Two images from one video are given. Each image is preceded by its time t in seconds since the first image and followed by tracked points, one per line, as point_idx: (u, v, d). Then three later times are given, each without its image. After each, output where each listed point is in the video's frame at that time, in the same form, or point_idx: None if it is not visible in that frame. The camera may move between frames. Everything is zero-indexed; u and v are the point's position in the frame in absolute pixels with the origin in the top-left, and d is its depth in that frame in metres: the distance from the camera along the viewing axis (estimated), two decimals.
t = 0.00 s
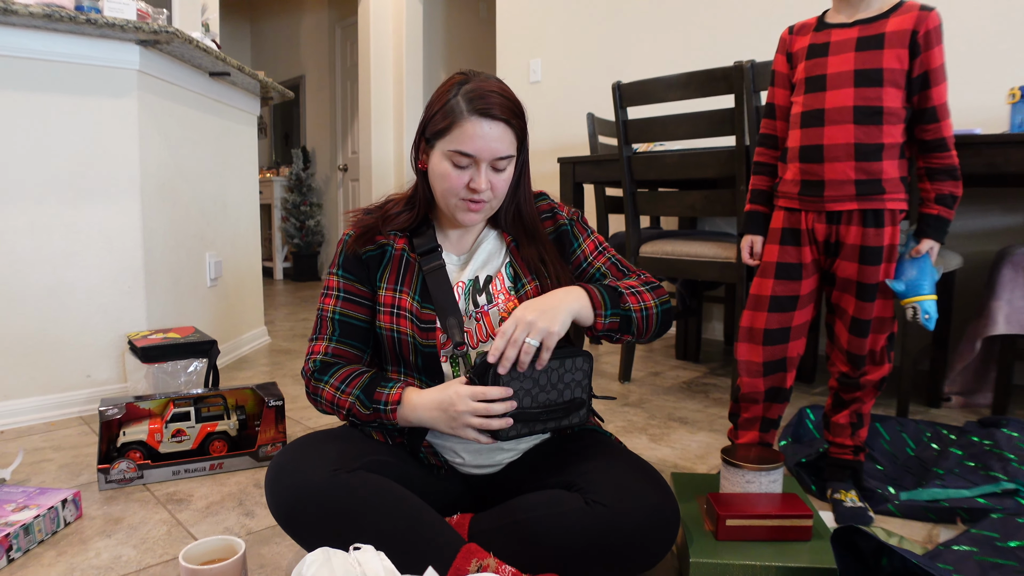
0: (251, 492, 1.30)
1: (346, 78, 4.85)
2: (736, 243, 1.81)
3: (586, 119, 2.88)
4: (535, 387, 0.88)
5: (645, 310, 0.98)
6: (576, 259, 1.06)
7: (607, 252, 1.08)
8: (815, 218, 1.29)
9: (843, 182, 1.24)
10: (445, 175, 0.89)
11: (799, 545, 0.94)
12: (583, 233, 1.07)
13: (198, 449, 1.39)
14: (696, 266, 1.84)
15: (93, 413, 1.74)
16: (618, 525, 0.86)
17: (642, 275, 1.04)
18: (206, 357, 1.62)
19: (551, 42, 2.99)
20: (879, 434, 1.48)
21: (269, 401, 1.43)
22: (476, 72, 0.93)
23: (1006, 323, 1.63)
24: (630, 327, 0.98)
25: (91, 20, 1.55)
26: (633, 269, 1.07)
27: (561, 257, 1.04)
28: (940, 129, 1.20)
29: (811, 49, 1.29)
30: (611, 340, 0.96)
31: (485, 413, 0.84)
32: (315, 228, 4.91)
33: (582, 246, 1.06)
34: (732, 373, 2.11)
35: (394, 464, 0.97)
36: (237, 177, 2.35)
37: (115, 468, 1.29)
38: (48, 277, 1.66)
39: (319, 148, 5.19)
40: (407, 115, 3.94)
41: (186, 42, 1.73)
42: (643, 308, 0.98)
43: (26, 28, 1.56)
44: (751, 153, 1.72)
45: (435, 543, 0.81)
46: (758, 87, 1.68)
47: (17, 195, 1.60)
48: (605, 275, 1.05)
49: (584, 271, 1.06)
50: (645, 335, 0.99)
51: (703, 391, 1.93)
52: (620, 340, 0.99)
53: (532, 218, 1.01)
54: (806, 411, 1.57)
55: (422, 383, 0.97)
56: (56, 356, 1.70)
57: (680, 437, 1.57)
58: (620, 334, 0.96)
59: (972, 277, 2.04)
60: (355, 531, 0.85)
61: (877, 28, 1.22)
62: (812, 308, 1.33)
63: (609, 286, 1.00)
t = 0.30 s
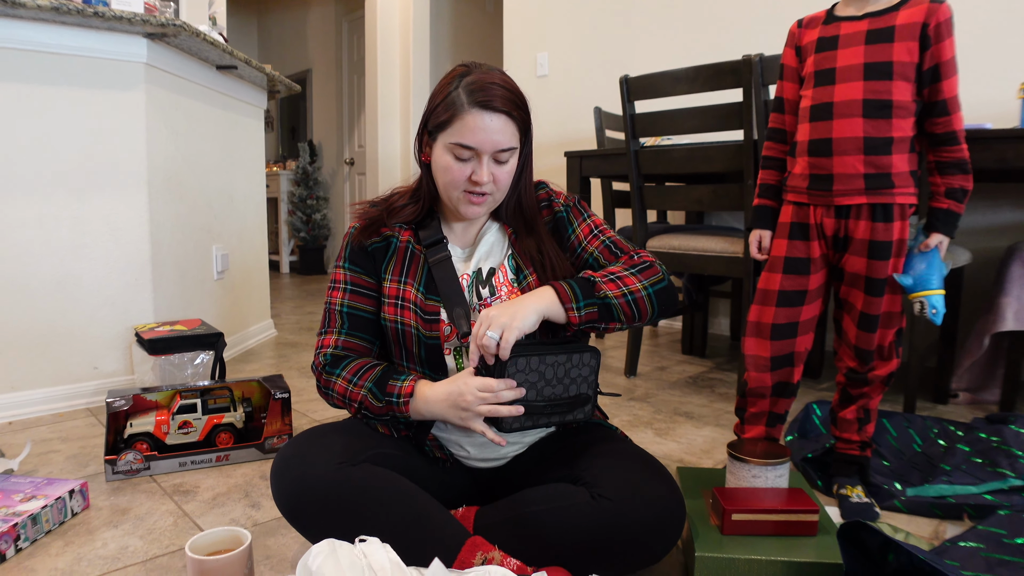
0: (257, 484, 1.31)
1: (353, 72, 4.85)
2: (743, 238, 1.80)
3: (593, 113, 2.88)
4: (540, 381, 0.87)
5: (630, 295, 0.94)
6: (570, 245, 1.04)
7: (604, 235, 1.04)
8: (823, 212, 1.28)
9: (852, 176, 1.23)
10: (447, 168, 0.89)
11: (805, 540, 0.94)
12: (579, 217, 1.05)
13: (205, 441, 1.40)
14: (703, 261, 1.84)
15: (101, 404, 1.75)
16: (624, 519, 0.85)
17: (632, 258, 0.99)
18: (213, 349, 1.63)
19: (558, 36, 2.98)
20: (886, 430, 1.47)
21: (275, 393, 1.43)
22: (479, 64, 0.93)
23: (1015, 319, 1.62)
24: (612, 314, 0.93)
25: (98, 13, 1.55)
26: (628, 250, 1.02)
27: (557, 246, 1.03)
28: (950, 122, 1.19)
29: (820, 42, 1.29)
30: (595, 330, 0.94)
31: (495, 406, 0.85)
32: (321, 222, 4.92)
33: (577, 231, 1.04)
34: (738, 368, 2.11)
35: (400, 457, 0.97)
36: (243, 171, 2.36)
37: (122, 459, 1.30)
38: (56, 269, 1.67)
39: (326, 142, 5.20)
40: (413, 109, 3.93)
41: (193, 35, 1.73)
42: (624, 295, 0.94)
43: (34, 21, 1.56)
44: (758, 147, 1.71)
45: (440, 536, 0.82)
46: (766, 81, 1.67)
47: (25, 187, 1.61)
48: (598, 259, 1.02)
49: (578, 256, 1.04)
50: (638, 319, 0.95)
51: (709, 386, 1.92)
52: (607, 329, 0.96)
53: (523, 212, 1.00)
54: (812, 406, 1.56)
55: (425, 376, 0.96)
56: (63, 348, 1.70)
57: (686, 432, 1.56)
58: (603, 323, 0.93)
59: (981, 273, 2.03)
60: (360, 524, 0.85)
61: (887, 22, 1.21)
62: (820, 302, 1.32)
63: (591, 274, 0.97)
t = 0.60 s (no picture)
0: (263, 482, 1.31)
1: (356, 70, 4.85)
2: (749, 236, 1.80)
3: (597, 111, 2.87)
4: (540, 376, 0.87)
5: (660, 267, 0.94)
6: (585, 234, 1.04)
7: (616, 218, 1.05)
8: (829, 210, 1.28)
9: (859, 173, 1.23)
10: (453, 166, 0.88)
11: (812, 539, 0.94)
12: (586, 207, 1.05)
13: (210, 439, 1.40)
14: (708, 260, 1.84)
15: (106, 403, 1.76)
16: (630, 518, 0.85)
17: (651, 233, 1.00)
18: (218, 348, 1.63)
19: (562, 34, 2.97)
20: (892, 429, 1.47)
21: (280, 392, 1.44)
22: (481, 61, 0.92)
23: (1022, 317, 1.62)
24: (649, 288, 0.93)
25: (104, 12, 1.55)
26: (643, 228, 1.02)
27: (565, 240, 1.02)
28: (958, 119, 1.19)
29: (826, 40, 1.28)
30: (637, 307, 0.93)
31: (496, 406, 0.84)
32: (325, 221, 4.92)
33: (588, 219, 1.04)
34: (743, 367, 2.10)
35: (407, 456, 0.97)
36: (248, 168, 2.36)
37: (129, 458, 1.30)
38: (61, 268, 1.67)
39: (329, 141, 5.20)
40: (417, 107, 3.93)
41: (198, 34, 1.73)
42: (655, 268, 0.94)
43: (39, 20, 1.56)
44: (764, 145, 1.70)
45: (447, 534, 0.82)
46: (772, 78, 1.66)
47: (31, 186, 1.61)
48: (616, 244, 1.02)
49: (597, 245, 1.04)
50: (672, 289, 0.96)
51: (714, 385, 1.92)
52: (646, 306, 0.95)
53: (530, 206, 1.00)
54: (818, 405, 1.56)
55: (431, 374, 0.97)
56: (69, 346, 1.71)
57: (691, 431, 1.56)
58: (642, 298, 0.93)
59: (987, 271, 2.02)
60: (367, 522, 0.85)
61: (893, 18, 1.20)
62: (826, 300, 1.32)
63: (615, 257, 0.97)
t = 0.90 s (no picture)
0: (260, 481, 1.31)
1: (355, 68, 4.84)
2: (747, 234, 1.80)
3: (595, 109, 2.87)
4: (524, 347, 0.84)
5: (684, 251, 1.01)
6: (597, 229, 1.06)
7: (620, 215, 1.08)
8: (827, 209, 1.28)
9: (856, 172, 1.23)
10: (460, 161, 0.88)
11: (809, 537, 0.94)
12: (593, 204, 1.06)
13: (208, 438, 1.40)
14: (706, 258, 1.84)
15: (103, 401, 1.75)
16: (628, 516, 0.85)
17: (663, 224, 1.06)
18: (216, 346, 1.62)
19: (560, 32, 2.97)
20: (889, 428, 1.47)
21: (278, 390, 1.43)
22: (474, 57, 0.93)
23: (1019, 316, 1.62)
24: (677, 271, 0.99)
25: (101, 9, 1.54)
26: (650, 222, 1.08)
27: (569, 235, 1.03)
28: (955, 118, 1.19)
29: (824, 38, 1.28)
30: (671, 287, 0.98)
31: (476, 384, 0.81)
32: (323, 219, 4.92)
33: (599, 216, 1.06)
34: (740, 366, 2.11)
35: (404, 454, 0.97)
36: (246, 167, 2.35)
37: (125, 456, 1.30)
38: (59, 265, 1.67)
39: (327, 139, 5.19)
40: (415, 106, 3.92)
41: (196, 31, 1.73)
42: (681, 252, 1.01)
43: (36, 17, 1.56)
44: (762, 144, 1.71)
45: (444, 532, 0.82)
46: (770, 77, 1.66)
47: (27, 184, 1.60)
48: (628, 238, 1.06)
49: (609, 240, 1.06)
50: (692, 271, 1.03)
51: (712, 383, 1.92)
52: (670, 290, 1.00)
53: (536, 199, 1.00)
54: (816, 404, 1.55)
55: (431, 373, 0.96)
56: (65, 344, 1.70)
57: (689, 429, 1.56)
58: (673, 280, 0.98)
59: (984, 270, 2.03)
60: (364, 520, 0.85)
61: (891, 17, 1.21)
62: (824, 299, 1.32)
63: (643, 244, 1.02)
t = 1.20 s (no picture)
0: (260, 483, 1.31)
1: (354, 71, 4.85)
2: (746, 237, 1.80)
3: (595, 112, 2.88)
4: (501, 323, 0.83)
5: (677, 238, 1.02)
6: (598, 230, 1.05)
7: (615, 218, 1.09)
8: (826, 212, 1.28)
9: (856, 176, 1.23)
10: (471, 159, 0.88)
11: (809, 540, 0.94)
12: (591, 206, 1.07)
13: (207, 440, 1.40)
14: (705, 261, 1.84)
15: (103, 404, 1.75)
16: (628, 518, 0.85)
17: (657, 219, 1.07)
18: (215, 349, 1.62)
19: (560, 36, 2.98)
20: (888, 430, 1.47)
21: (277, 393, 1.44)
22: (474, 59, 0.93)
23: (1018, 319, 1.62)
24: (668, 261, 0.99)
25: (101, 12, 1.55)
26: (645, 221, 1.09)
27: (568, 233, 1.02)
28: (954, 122, 1.19)
29: (823, 42, 1.29)
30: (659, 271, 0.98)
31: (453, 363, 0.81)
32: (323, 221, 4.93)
33: (597, 216, 1.06)
34: (740, 368, 2.11)
35: (403, 456, 0.97)
36: (246, 169, 2.36)
37: (125, 459, 1.30)
38: (59, 268, 1.67)
39: (327, 141, 5.20)
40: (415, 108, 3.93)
41: (196, 34, 1.73)
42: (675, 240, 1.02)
43: (36, 20, 1.56)
44: (761, 146, 1.71)
45: (444, 534, 0.82)
46: (769, 81, 1.67)
47: (28, 186, 1.61)
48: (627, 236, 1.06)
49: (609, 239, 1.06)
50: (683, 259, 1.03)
51: (711, 386, 1.92)
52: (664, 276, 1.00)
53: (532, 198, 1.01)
54: (816, 407, 1.56)
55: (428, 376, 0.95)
56: (65, 347, 1.70)
57: (688, 432, 1.56)
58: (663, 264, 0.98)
59: (983, 273, 2.03)
60: (364, 522, 0.84)
61: (890, 21, 1.21)
62: (824, 302, 1.32)
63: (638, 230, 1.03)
